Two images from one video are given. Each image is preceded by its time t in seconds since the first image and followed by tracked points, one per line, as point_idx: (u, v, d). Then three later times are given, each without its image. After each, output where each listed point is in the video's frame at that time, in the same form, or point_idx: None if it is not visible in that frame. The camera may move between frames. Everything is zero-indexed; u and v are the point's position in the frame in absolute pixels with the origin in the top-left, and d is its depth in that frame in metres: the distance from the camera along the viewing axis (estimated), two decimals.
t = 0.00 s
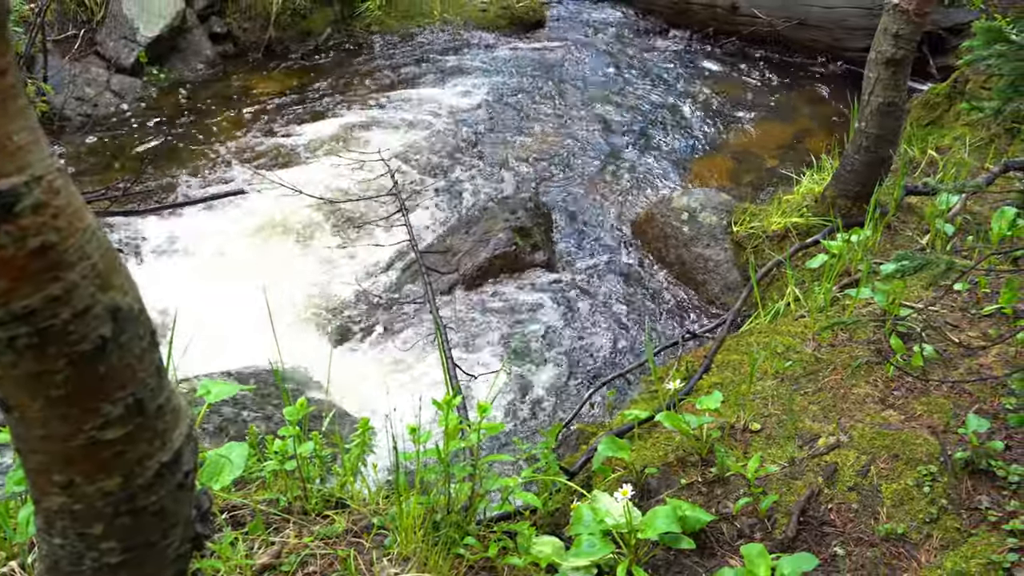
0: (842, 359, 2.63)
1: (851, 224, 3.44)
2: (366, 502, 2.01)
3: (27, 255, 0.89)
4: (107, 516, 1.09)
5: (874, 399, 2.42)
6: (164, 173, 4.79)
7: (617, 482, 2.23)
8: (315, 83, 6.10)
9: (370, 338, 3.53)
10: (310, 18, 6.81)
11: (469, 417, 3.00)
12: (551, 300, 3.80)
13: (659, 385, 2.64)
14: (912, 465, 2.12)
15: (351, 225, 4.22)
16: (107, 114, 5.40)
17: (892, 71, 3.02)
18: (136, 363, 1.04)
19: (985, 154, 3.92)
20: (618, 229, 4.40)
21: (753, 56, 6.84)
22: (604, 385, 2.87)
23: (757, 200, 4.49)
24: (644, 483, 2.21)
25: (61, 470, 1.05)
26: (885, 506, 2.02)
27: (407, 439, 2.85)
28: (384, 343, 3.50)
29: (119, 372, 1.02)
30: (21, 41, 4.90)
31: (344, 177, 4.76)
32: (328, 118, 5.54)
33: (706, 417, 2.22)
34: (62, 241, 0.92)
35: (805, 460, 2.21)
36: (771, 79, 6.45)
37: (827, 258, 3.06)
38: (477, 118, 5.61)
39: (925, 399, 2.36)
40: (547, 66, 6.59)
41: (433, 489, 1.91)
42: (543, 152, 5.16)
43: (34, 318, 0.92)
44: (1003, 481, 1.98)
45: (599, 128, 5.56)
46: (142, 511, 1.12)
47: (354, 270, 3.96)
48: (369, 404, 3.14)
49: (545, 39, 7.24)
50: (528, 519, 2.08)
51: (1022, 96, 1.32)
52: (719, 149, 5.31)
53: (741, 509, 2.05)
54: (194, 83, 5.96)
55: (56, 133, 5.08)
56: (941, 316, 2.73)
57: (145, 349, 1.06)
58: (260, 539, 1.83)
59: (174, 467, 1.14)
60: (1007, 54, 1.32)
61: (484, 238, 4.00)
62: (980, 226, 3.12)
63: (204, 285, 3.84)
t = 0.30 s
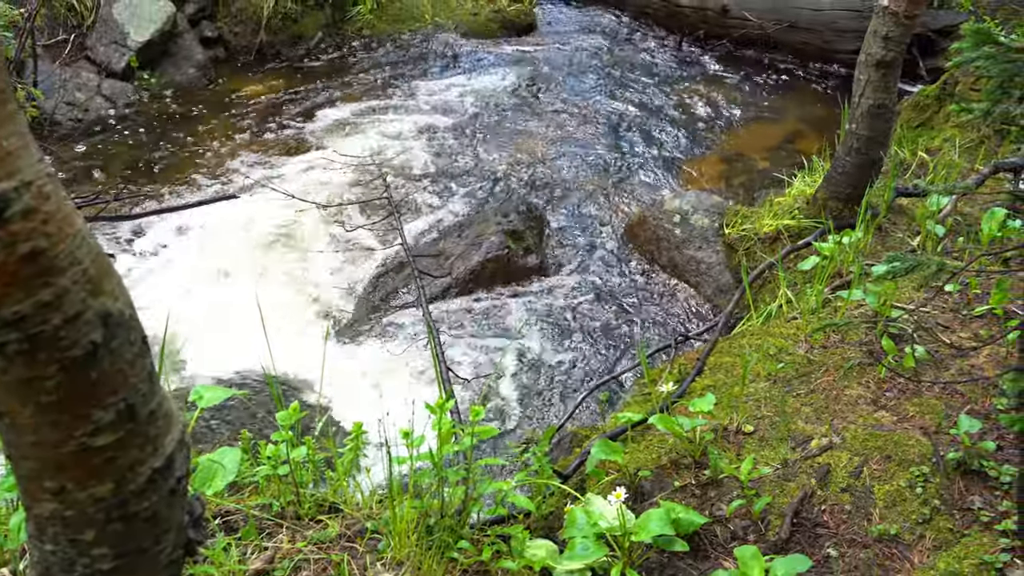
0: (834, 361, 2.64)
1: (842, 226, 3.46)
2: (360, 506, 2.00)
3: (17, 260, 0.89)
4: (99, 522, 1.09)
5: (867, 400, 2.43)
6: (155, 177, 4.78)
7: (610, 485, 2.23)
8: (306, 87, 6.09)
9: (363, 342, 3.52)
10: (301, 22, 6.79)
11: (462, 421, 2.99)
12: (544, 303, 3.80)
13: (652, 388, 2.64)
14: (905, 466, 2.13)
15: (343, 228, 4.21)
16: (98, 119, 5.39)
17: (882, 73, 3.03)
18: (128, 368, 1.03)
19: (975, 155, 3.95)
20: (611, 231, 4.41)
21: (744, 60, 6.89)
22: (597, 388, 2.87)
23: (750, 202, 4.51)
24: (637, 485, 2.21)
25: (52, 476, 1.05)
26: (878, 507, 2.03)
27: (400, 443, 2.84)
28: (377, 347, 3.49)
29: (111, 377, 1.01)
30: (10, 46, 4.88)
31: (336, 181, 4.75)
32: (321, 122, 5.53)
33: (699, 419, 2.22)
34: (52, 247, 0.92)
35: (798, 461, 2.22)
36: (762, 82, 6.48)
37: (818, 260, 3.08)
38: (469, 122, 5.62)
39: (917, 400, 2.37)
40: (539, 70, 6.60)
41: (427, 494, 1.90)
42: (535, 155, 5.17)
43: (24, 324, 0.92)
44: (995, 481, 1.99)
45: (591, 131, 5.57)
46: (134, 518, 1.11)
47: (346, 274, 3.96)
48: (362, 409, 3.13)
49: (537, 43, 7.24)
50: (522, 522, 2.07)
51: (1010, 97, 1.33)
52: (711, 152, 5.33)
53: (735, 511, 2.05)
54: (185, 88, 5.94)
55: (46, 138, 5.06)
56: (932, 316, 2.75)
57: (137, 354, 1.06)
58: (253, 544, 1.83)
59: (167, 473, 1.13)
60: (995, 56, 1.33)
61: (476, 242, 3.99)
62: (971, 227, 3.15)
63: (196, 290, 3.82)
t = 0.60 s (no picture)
0: (830, 365, 2.64)
1: (838, 230, 3.47)
2: (356, 514, 2.00)
3: (13, 268, 0.89)
4: (94, 531, 1.08)
5: (863, 405, 2.43)
6: (151, 185, 4.77)
7: (607, 491, 2.23)
8: (302, 93, 6.10)
9: (359, 348, 3.52)
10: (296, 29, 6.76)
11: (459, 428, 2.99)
12: (540, 309, 3.80)
13: (649, 393, 2.64)
14: (901, 471, 2.13)
15: (339, 235, 4.21)
16: (94, 126, 5.39)
17: (876, 78, 3.05)
18: (123, 376, 1.03)
19: (969, 160, 3.97)
20: (607, 237, 4.41)
21: (739, 65, 6.92)
22: (594, 394, 2.87)
23: (745, 207, 4.52)
24: (634, 491, 2.21)
25: (47, 485, 1.04)
26: (874, 512, 2.03)
27: (396, 450, 2.84)
28: (373, 353, 3.49)
29: (106, 386, 1.01)
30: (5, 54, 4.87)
31: (332, 188, 4.76)
32: (317, 129, 5.53)
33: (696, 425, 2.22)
34: (48, 255, 0.92)
35: (795, 466, 2.22)
36: (758, 87, 6.51)
37: (814, 265, 3.08)
38: (465, 128, 5.63)
39: (913, 405, 2.38)
40: (535, 76, 6.61)
41: (423, 500, 1.90)
42: (531, 161, 5.17)
43: (20, 332, 0.91)
44: (991, 485, 1.99)
45: (587, 137, 5.58)
46: (130, 526, 1.11)
47: (342, 280, 3.96)
48: (359, 416, 3.13)
49: (532, 49, 7.26)
50: (519, 529, 2.07)
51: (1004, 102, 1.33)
52: (706, 157, 5.34)
53: (732, 517, 2.05)
54: (181, 95, 5.94)
55: (41, 146, 5.05)
56: (928, 321, 2.75)
57: (132, 362, 1.05)
58: (250, 552, 1.82)
59: (163, 481, 1.13)
60: (988, 60, 1.33)
61: (472, 248, 3.99)
62: (965, 231, 3.16)
63: (192, 297, 3.81)
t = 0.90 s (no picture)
0: (829, 374, 2.65)
1: (836, 239, 3.48)
2: (355, 525, 1.99)
3: (12, 280, 0.89)
4: (92, 543, 1.08)
5: (862, 414, 2.43)
6: (149, 196, 4.78)
7: (606, 502, 2.23)
8: (301, 104, 6.12)
9: (357, 359, 3.51)
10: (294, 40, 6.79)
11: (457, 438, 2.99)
12: (538, 319, 3.80)
13: (647, 403, 2.64)
14: (901, 480, 2.13)
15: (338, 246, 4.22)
16: (92, 137, 5.40)
17: (873, 87, 3.07)
18: (122, 388, 1.03)
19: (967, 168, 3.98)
20: (605, 246, 4.42)
21: (736, 75, 6.95)
22: (593, 404, 2.87)
23: (744, 216, 4.54)
24: (634, 501, 2.21)
25: (45, 498, 1.04)
26: (874, 521, 2.03)
27: (395, 461, 2.83)
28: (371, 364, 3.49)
29: (105, 398, 1.01)
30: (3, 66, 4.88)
31: (331, 199, 4.77)
32: (315, 140, 5.55)
33: (695, 434, 2.21)
34: (46, 267, 0.92)
35: (794, 476, 2.22)
36: (755, 97, 6.55)
37: (812, 274, 3.09)
38: (463, 138, 5.65)
39: (912, 413, 2.38)
40: (532, 86, 6.64)
41: (422, 511, 1.90)
42: (529, 171, 5.18)
43: (19, 344, 0.92)
44: (991, 494, 1.99)
45: (584, 147, 5.59)
46: (128, 538, 1.11)
47: (340, 291, 3.96)
48: (357, 426, 3.13)
49: (529, 59, 7.29)
50: (519, 539, 2.06)
51: (998, 112, 1.32)
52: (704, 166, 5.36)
53: (732, 526, 2.05)
54: (179, 106, 5.95)
55: (40, 158, 5.06)
56: (926, 330, 2.76)
57: (131, 374, 1.06)
58: (248, 564, 1.82)
59: (161, 492, 1.13)
60: (984, 71, 1.36)
61: (470, 258, 3.99)
62: (963, 240, 3.17)
63: (190, 309, 3.81)
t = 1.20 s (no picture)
0: (825, 382, 2.65)
1: (831, 246, 3.50)
2: (352, 535, 1.99)
3: (7, 291, 0.89)
4: (88, 555, 1.08)
5: (858, 421, 2.44)
6: (145, 206, 4.77)
7: (604, 509, 2.24)
8: (297, 114, 6.12)
9: (353, 368, 3.51)
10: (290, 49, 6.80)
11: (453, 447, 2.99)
12: (535, 328, 3.80)
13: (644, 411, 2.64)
14: (897, 486, 2.13)
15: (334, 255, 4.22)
16: (88, 148, 5.40)
17: (867, 95, 3.08)
18: (117, 400, 1.03)
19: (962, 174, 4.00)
20: (601, 254, 4.43)
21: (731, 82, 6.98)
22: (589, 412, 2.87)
23: (739, 224, 4.55)
24: (630, 509, 2.21)
25: (40, 510, 1.04)
26: (871, 528, 2.03)
27: (392, 470, 2.83)
28: (367, 373, 3.48)
29: (100, 409, 1.01)
30: None
31: (328, 208, 4.77)
32: (311, 150, 5.55)
33: (692, 442, 2.21)
34: (41, 278, 0.92)
35: (791, 483, 2.22)
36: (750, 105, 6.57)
37: (808, 281, 3.10)
38: (459, 147, 5.66)
39: (908, 420, 2.38)
40: (528, 95, 6.65)
41: (419, 521, 1.89)
42: (525, 180, 5.19)
43: (13, 355, 0.92)
44: (988, 500, 1.99)
45: (580, 156, 5.60)
46: (124, 550, 1.10)
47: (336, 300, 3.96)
48: (354, 436, 3.12)
49: (524, 68, 7.31)
50: (515, 548, 2.06)
51: (992, 117, 1.38)
52: (699, 174, 5.38)
53: (729, 534, 2.05)
54: (175, 116, 5.96)
55: (35, 169, 5.06)
56: (922, 336, 2.77)
57: (127, 385, 1.05)
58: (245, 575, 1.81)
59: (157, 504, 1.12)
60: (979, 78, 1.37)
61: (467, 267, 3.99)
62: (958, 246, 3.19)
63: (186, 319, 3.80)
